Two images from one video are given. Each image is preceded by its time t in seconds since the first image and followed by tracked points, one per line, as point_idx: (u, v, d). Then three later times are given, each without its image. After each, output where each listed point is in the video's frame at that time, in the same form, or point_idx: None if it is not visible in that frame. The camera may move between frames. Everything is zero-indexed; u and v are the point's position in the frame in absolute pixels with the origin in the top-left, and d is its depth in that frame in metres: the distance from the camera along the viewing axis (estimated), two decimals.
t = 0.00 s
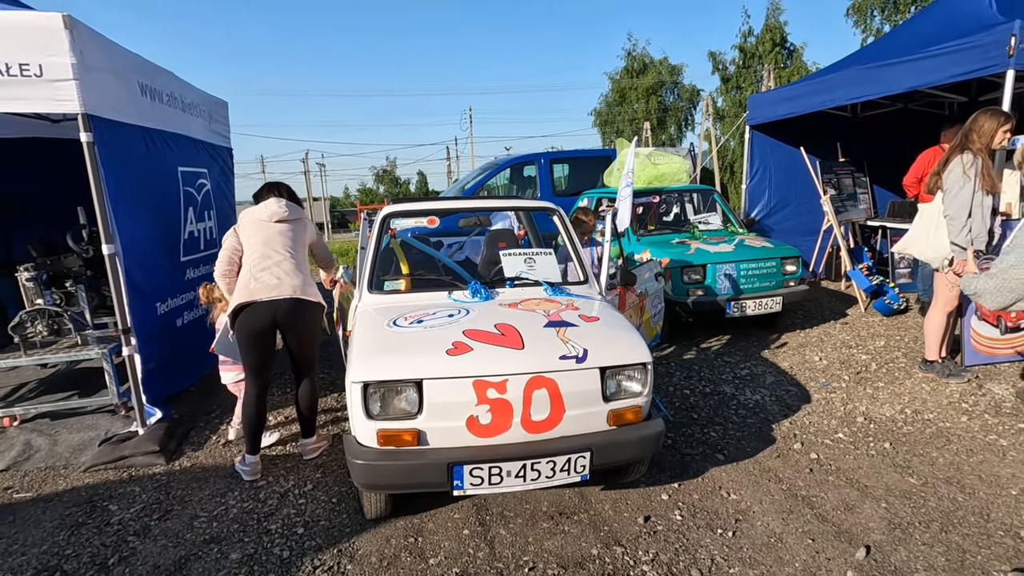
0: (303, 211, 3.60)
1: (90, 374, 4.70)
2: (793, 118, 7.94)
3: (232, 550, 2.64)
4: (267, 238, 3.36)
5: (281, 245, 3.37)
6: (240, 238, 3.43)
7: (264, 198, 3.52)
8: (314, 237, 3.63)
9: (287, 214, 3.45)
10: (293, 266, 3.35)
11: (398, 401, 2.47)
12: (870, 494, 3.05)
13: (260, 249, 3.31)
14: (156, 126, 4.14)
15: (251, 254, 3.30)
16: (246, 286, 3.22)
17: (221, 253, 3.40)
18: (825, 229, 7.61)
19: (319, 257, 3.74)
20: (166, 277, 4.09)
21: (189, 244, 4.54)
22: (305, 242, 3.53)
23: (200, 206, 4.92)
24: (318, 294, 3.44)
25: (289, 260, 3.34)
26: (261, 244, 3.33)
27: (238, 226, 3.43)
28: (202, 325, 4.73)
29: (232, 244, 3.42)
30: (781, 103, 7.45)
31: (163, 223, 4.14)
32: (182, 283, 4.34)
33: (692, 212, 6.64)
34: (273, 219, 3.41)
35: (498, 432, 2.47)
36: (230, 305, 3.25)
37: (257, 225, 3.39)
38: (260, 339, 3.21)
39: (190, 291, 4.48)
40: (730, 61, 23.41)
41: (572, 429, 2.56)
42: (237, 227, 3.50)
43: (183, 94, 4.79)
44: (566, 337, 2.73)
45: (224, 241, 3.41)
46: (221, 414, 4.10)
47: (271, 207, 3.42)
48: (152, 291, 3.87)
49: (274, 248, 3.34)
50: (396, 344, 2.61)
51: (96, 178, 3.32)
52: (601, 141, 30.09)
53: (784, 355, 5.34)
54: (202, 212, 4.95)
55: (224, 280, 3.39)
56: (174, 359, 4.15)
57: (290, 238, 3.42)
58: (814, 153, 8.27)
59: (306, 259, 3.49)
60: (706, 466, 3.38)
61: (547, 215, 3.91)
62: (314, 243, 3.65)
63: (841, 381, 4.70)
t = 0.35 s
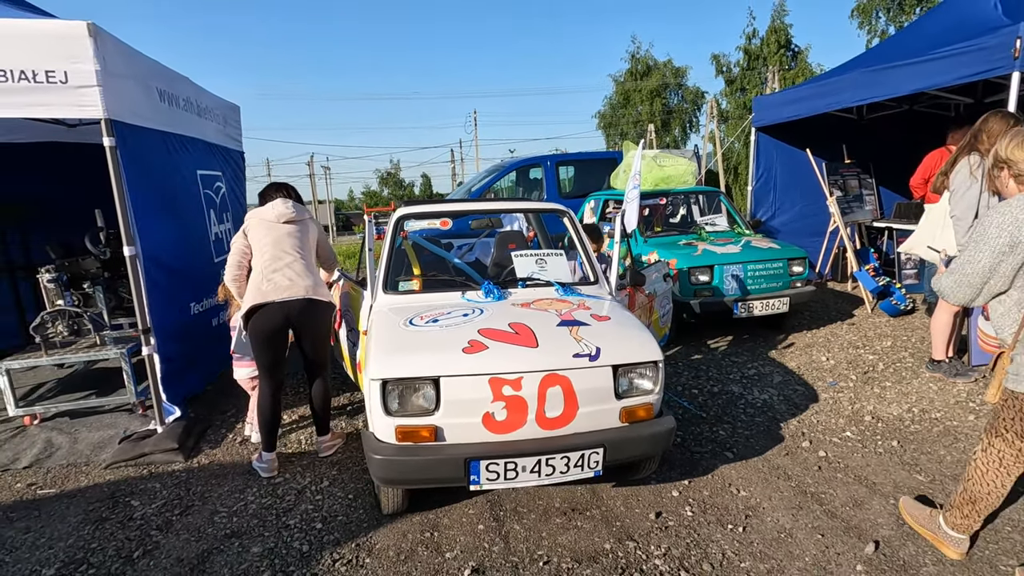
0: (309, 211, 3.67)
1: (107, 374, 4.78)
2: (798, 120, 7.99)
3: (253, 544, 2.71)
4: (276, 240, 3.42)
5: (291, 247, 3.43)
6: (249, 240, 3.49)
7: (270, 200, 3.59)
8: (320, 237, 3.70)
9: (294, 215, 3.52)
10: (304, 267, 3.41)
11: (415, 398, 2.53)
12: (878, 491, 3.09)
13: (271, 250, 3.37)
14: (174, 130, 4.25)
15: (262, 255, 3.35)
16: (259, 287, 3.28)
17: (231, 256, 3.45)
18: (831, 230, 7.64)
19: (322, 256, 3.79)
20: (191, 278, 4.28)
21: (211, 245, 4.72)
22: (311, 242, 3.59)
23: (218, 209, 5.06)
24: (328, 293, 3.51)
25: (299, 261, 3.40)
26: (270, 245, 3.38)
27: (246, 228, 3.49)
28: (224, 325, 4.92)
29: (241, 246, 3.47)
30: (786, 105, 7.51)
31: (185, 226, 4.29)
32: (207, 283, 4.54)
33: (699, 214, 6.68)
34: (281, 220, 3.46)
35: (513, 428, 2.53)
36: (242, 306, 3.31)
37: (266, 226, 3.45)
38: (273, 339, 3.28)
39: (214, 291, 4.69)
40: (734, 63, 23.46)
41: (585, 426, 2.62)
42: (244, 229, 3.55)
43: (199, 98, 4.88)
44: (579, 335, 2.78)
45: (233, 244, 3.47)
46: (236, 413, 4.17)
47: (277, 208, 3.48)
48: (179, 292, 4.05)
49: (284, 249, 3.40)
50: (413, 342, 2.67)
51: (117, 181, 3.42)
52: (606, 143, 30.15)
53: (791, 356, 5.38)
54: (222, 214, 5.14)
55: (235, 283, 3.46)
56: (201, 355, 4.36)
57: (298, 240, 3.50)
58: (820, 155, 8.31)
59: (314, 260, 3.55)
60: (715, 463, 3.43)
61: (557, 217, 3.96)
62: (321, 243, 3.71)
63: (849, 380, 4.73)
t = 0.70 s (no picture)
0: (314, 212, 3.69)
1: (123, 376, 4.84)
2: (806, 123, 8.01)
3: (274, 541, 2.75)
4: (285, 243, 3.45)
5: (298, 250, 3.46)
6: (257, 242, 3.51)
7: (275, 199, 3.61)
8: (326, 239, 3.73)
9: (300, 217, 3.55)
10: (313, 270, 3.45)
11: (435, 398, 2.56)
12: (892, 491, 3.11)
13: (280, 254, 3.40)
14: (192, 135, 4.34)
15: (271, 258, 3.38)
16: (270, 292, 3.30)
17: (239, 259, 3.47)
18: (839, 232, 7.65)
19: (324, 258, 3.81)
20: (212, 279, 4.37)
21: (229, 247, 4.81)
22: (318, 245, 3.63)
23: (234, 212, 5.15)
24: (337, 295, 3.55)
25: (308, 265, 3.44)
26: (279, 249, 3.41)
27: (252, 231, 3.50)
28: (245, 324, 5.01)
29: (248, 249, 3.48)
30: (792, 108, 7.56)
31: (206, 229, 4.39)
32: (226, 285, 4.64)
33: (707, 216, 6.71)
34: (288, 222, 3.50)
35: (531, 427, 2.56)
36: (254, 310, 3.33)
37: (274, 229, 3.47)
38: (285, 341, 3.32)
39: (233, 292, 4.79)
40: (739, 65, 23.47)
41: (602, 425, 2.65)
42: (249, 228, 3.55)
43: (214, 103, 4.95)
44: (595, 336, 2.81)
45: (240, 246, 3.48)
46: (251, 414, 4.22)
47: (283, 211, 3.51)
48: (202, 294, 4.15)
49: (292, 252, 3.43)
50: (431, 343, 2.71)
51: (139, 184, 3.51)
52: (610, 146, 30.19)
53: (801, 357, 5.39)
54: (238, 216, 5.22)
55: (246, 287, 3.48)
56: (225, 355, 4.48)
57: (306, 242, 3.54)
58: (828, 157, 8.32)
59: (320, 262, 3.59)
60: (728, 463, 3.45)
61: (569, 219, 3.99)
62: (327, 246, 3.74)
63: (859, 382, 4.74)
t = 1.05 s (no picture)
0: (311, 213, 3.69)
1: (133, 377, 4.86)
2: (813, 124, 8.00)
3: (287, 541, 2.76)
4: (284, 246, 3.44)
5: (297, 255, 3.46)
6: (251, 242, 3.47)
7: (269, 198, 3.58)
8: (323, 240, 3.73)
9: (298, 219, 3.55)
10: (311, 274, 3.46)
11: (448, 398, 2.58)
12: (904, 492, 3.10)
13: (279, 258, 3.39)
14: (204, 138, 4.37)
15: (269, 262, 3.37)
16: (268, 297, 3.30)
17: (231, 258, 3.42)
18: (847, 233, 7.64)
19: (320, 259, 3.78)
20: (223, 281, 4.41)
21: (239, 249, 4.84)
22: (314, 248, 3.62)
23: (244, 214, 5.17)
24: (335, 300, 3.56)
25: (307, 270, 3.45)
26: (278, 252, 3.40)
27: (247, 230, 3.46)
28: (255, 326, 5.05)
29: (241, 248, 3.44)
30: (797, 109, 7.57)
31: (217, 231, 4.42)
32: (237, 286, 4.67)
33: (713, 218, 6.71)
34: (286, 224, 3.49)
35: (545, 428, 2.57)
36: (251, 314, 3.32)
37: (272, 231, 3.46)
38: (284, 344, 3.35)
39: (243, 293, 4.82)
40: (743, 67, 23.46)
41: (616, 426, 2.65)
42: (242, 225, 3.50)
43: (224, 107, 4.98)
44: (607, 337, 2.82)
45: (233, 245, 3.44)
46: (261, 415, 4.24)
47: (281, 213, 3.49)
48: (214, 296, 4.19)
49: (290, 257, 3.43)
50: (443, 345, 2.72)
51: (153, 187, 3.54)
52: (614, 148, 30.19)
53: (809, 358, 5.38)
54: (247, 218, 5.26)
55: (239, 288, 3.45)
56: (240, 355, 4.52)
57: (305, 247, 3.54)
58: (835, 159, 8.30)
59: (317, 265, 3.59)
60: (739, 465, 3.45)
61: (578, 220, 4.01)
62: (322, 247, 3.74)
63: (869, 383, 4.73)
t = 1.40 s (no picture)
0: (313, 215, 3.69)
1: (141, 379, 4.88)
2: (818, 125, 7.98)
3: (296, 543, 2.76)
4: (286, 249, 3.44)
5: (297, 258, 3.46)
6: (252, 242, 3.47)
7: (271, 198, 3.58)
8: (325, 242, 3.72)
9: (299, 221, 3.55)
10: (312, 278, 3.45)
11: (457, 400, 2.58)
12: (914, 495, 3.09)
13: (279, 261, 3.40)
14: (211, 140, 4.39)
15: (270, 266, 3.38)
16: (268, 301, 3.30)
17: (232, 260, 3.42)
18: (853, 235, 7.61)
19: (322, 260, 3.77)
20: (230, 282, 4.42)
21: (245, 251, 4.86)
22: (316, 250, 3.62)
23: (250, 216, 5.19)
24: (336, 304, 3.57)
25: (308, 273, 3.45)
26: (279, 255, 3.41)
27: (248, 231, 3.46)
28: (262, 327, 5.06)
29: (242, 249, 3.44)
30: (802, 111, 7.57)
31: (224, 233, 4.44)
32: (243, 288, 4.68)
33: (719, 219, 6.70)
34: (288, 226, 3.49)
35: (553, 430, 2.57)
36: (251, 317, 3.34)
37: (273, 233, 3.46)
38: (286, 346, 3.35)
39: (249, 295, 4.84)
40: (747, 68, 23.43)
41: (625, 428, 2.65)
42: (243, 225, 3.50)
43: (231, 109, 5.00)
44: (615, 339, 2.81)
45: (234, 245, 3.44)
46: (268, 417, 4.25)
47: (282, 216, 3.49)
48: (221, 297, 4.20)
49: (291, 261, 3.43)
50: (450, 347, 2.72)
51: (161, 190, 3.56)
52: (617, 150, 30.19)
53: (816, 360, 5.36)
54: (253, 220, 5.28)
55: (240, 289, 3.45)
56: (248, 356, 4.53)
57: (306, 250, 3.54)
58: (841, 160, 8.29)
59: (319, 268, 3.59)
60: (747, 467, 3.44)
61: (585, 222, 4.00)
62: (324, 250, 3.73)
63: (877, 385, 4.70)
